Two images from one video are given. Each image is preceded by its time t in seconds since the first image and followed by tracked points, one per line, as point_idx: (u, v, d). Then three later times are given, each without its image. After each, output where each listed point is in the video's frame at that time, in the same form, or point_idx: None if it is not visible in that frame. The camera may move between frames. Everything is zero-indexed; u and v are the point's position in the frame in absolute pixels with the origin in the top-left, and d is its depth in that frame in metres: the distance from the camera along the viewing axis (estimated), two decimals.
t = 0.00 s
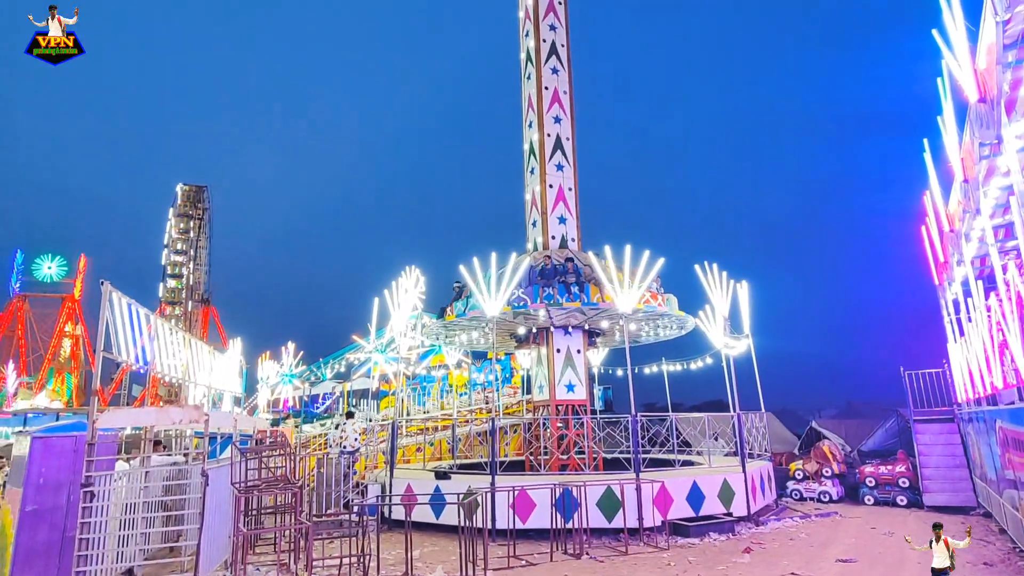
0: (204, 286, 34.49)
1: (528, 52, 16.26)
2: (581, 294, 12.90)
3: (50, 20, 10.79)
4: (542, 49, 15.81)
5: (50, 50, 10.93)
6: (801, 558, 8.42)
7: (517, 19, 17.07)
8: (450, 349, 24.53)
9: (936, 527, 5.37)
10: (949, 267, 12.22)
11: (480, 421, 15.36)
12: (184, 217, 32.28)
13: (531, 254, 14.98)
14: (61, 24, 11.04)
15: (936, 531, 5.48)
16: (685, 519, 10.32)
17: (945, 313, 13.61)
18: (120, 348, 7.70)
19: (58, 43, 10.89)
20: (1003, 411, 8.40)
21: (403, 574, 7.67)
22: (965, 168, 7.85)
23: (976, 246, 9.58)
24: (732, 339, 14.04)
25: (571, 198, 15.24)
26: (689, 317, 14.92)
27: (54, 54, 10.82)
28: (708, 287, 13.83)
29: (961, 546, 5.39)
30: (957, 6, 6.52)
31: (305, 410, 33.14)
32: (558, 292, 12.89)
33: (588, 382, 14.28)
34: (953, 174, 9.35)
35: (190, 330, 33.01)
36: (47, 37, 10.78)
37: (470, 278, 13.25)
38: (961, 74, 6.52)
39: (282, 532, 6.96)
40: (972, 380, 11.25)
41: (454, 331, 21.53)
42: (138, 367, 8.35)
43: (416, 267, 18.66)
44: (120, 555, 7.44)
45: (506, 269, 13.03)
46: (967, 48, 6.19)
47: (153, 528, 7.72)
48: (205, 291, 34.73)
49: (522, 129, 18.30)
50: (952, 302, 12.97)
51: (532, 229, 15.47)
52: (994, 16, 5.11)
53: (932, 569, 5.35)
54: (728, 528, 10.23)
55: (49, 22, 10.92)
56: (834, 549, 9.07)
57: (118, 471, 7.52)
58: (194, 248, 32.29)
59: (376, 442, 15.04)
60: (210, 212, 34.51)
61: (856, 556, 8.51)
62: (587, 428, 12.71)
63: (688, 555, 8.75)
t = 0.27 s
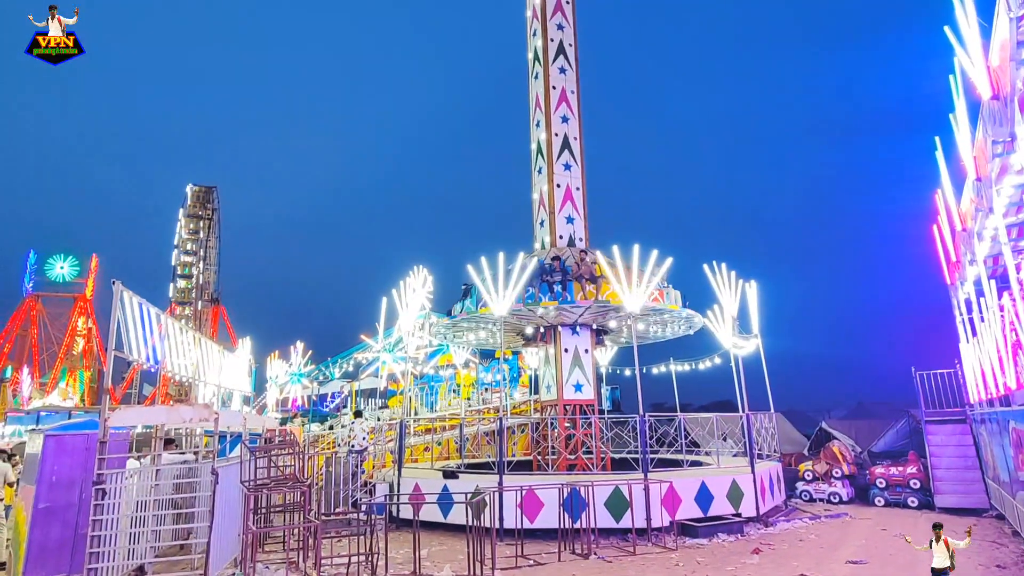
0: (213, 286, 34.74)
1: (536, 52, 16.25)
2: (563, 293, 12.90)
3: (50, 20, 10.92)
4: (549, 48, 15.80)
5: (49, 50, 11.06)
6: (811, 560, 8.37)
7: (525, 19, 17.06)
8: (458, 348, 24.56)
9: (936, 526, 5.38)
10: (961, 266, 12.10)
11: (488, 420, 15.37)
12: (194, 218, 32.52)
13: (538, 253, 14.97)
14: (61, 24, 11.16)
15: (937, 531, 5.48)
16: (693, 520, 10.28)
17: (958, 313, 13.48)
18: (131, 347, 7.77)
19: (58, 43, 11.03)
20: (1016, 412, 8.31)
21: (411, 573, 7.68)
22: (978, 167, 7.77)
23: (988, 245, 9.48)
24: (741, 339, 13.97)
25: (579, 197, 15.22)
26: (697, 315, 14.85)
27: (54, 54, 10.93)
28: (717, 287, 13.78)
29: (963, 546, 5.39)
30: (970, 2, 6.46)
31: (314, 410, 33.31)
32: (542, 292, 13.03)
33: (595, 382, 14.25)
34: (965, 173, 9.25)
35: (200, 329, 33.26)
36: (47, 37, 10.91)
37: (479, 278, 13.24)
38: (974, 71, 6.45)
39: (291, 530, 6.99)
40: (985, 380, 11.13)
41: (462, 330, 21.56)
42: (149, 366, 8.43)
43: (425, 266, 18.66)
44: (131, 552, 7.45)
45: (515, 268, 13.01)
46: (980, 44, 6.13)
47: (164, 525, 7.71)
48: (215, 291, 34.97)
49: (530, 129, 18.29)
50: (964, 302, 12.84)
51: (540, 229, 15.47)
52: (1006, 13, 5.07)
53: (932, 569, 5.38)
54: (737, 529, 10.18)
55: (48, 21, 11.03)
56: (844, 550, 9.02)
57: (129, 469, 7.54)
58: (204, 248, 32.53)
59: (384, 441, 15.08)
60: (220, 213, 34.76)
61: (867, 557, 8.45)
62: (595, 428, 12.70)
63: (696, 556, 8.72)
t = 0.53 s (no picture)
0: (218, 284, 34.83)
1: (539, 49, 16.21)
2: (536, 290, 12.96)
3: (51, 20, 10.87)
4: (553, 46, 15.76)
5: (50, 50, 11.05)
6: (815, 558, 8.35)
7: (528, 17, 17.03)
8: (462, 347, 24.57)
9: (935, 525, 5.26)
10: (967, 263, 12.03)
11: (491, 419, 15.38)
12: (199, 217, 32.60)
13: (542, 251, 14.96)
14: (61, 24, 11.13)
15: (936, 531, 5.35)
16: (697, 518, 10.27)
17: (963, 311, 13.41)
18: (136, 346, 7.80)
19: (58, 43, 11.01)
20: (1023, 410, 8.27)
21: (415, 571, 7.69)
22: (984, 163, 7.72)
23: (995, 242, 9.42)
24: (745, 337, 13.94)
25: (582, 195, 15.20)
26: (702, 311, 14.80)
27: (54, 54, 10.91)
28: (721, 285, 13.74)
29: (963, 546, 5.27)
30: None
31: (318, 408, 33.38)
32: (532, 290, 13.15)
33: (599, 380, 14.24)
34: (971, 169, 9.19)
35: (204, 328, 33.35)
36: (47, 37, 10.90)
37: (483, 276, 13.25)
38: (980, 67, 6.41)
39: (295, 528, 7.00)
40: (991, 378, 11.07)
41: (465, 328, 21.58)
42: (154, 364, 8.46)
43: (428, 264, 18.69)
44: (137, 550, 7.35)
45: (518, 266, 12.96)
46: (986, 40, 6.08)
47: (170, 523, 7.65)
48: (220, 289, 35.07)
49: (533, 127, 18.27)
50: (970, 299, 12.78)
51: (543, 227, 15.45)
52: (1013, 8, 5.04)
53: (932, 568, 5.24)
54: (742, 527, 10.15)
55: (48, 21, 11.03)
56: (849, 548, 8.99)
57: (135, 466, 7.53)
58: (209, 247, 32.61)
59: (388, 439, 15.12)
60: (225, 212, 34.83)
61: (872, 555, 8.42)
62: (599, 426, 12.70)
63: (700, 554, 8.71)
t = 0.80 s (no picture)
0: (221, 284, 34.90)
1: (541, 47, 16.19)
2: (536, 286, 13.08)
3: (50, 20, 10.92)
4: (555, 44, 15.73)
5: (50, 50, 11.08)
6: (818, 556, 8.35)
7: (530, 14, 17.00)
8: (464, 345, 24.58)
9: (936, 525, 5.24)
10: (970, 260, 11.99)
11: (494, 417, 15.40)
12: (201, 216, 32.66)
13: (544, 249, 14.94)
14: (61, 24, 11.16)
15: (936, 530, 5.32)
16: (700, 516, 10.27)
17: (967, 308, 13.36)
18: (140, 344, 7.83)
19: (58, 43, 11.03)
20: None
21: (418, 569, 7.70)
22: (988, 160, 7.69)
23: (998, 239, 9.39)
24: (748, 335, 13.93)
25: (584, 193, 15.19)
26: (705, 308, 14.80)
27: (54, 54, 10.94)
28: (723, 283, 13.71)
29: (963, 546, 5.24)
30: None
31: (321, 406, 33.46)
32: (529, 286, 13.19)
33: (602, 378, 14.23)
34: (974, 166, 9.16)
35: (208, 327, 33.43)
36: (47, 37, 10.94)
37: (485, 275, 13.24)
38: (984, 63, 6.38)
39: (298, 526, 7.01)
40: (995, 375, 11.04)
41: (468, 326, 21.60)
42: (158, 363, 8.49)
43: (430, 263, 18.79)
44: (142, 548, 7.40)
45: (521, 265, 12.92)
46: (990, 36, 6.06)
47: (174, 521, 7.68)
48: (223, 288, 35.15)
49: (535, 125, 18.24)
50: (974, 297, 12.74)
51: (546, 225, 15.44)
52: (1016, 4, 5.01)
53: (932, 568, 5.22)
54: (744, 524, 10.17)
55: (48, 21, 11.06)
56: (852, 546, 8.98)
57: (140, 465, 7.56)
58: (212, 246, 32.68)
59: (391, 437, 15.16)
60: (227, 211, 34.89)
61: (875, 553, 8.41)
62: (602, 424, 12.71)
63: (703, 551, 8.72)
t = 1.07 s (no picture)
0: (226, 284, 34.99)
1: (544, 46, 16.19)
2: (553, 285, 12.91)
3: (51, 20, 10.97)
4: (557, 43, 15.73)
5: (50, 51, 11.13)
6: (823, 555, 8.33)
7: (532, 13, 16.99)
8: (468, 344, 24.60)
9: (936, 525, 5.21)
10: (976, 258, 11.94)
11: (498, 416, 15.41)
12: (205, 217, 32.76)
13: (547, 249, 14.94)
14: (61, 24, 11.20)
15: (936, 531, 5.30)
16: (705, 515, 10.27)
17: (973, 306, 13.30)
18: (145, 345, 7.86)
19: (58, 43, 11.08)
20: None
21: (423, 568, 7.71)
22: (993, 157, 7.65)
23: (1004, 236, 9.34)
24: (752, 334, 13.89)
25: (587, 192, 15.19)
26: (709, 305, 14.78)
27: (55, 55, 10.99)
28: (727, 282, 13.67)
29: (963, 546, 5.22)
30: None
31: (325, 406, 33.55)
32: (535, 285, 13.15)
33: (606, 377, 14.21)
34: (979, 163, 9.12)
35: (212, 327, 33.51)
36: (47, 37, 10.99)
37: (489, 274, 13.24)
38: (989, 60, 6.35)
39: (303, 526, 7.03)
40: (1001, 373, 10.99)
41: (471, 326, 21.62)
42: (162, 364, 8.52)
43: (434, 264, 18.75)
44: (148, 548, 7.40)
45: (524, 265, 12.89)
46: (994, 33, 6.03)
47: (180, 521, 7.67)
48: (227, 289, 35.25)
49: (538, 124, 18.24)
50: (979, 294, 12.68)
51: (549, 224, 15.43)
52: None
53: (932, 568, 5.19)
54: (748, 524, 10.18)
55: (48, 21, 11.11)
56: (858, 545, 8.95)
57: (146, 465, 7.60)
58: (216, 247, 32.79)
59: (395, 437, 15.20)
60: (231, 211, 34.97)
61: (881, 552, 8.39)
62: (605, 423, 12.73)
63: (708, 551, 8.70)
